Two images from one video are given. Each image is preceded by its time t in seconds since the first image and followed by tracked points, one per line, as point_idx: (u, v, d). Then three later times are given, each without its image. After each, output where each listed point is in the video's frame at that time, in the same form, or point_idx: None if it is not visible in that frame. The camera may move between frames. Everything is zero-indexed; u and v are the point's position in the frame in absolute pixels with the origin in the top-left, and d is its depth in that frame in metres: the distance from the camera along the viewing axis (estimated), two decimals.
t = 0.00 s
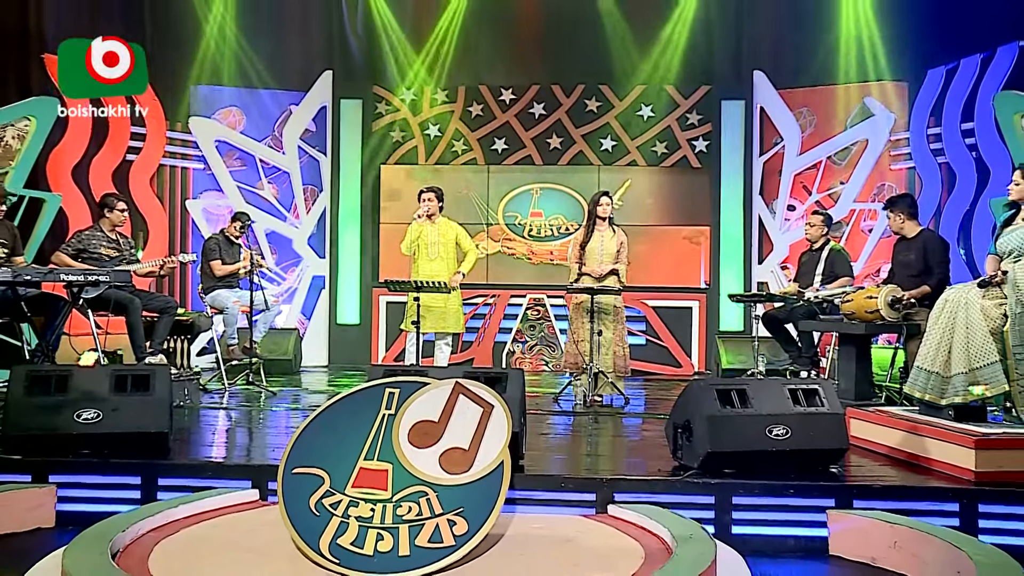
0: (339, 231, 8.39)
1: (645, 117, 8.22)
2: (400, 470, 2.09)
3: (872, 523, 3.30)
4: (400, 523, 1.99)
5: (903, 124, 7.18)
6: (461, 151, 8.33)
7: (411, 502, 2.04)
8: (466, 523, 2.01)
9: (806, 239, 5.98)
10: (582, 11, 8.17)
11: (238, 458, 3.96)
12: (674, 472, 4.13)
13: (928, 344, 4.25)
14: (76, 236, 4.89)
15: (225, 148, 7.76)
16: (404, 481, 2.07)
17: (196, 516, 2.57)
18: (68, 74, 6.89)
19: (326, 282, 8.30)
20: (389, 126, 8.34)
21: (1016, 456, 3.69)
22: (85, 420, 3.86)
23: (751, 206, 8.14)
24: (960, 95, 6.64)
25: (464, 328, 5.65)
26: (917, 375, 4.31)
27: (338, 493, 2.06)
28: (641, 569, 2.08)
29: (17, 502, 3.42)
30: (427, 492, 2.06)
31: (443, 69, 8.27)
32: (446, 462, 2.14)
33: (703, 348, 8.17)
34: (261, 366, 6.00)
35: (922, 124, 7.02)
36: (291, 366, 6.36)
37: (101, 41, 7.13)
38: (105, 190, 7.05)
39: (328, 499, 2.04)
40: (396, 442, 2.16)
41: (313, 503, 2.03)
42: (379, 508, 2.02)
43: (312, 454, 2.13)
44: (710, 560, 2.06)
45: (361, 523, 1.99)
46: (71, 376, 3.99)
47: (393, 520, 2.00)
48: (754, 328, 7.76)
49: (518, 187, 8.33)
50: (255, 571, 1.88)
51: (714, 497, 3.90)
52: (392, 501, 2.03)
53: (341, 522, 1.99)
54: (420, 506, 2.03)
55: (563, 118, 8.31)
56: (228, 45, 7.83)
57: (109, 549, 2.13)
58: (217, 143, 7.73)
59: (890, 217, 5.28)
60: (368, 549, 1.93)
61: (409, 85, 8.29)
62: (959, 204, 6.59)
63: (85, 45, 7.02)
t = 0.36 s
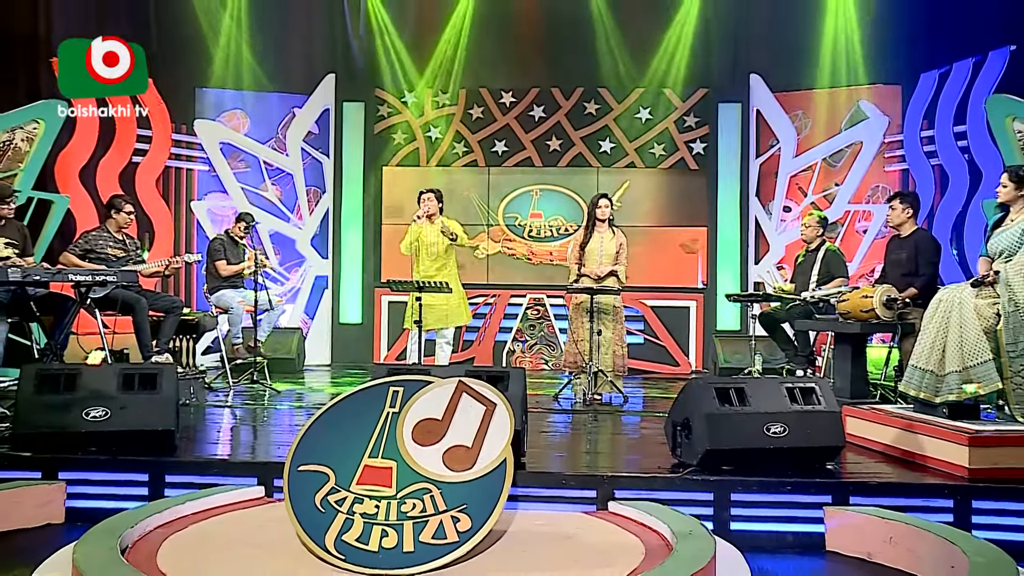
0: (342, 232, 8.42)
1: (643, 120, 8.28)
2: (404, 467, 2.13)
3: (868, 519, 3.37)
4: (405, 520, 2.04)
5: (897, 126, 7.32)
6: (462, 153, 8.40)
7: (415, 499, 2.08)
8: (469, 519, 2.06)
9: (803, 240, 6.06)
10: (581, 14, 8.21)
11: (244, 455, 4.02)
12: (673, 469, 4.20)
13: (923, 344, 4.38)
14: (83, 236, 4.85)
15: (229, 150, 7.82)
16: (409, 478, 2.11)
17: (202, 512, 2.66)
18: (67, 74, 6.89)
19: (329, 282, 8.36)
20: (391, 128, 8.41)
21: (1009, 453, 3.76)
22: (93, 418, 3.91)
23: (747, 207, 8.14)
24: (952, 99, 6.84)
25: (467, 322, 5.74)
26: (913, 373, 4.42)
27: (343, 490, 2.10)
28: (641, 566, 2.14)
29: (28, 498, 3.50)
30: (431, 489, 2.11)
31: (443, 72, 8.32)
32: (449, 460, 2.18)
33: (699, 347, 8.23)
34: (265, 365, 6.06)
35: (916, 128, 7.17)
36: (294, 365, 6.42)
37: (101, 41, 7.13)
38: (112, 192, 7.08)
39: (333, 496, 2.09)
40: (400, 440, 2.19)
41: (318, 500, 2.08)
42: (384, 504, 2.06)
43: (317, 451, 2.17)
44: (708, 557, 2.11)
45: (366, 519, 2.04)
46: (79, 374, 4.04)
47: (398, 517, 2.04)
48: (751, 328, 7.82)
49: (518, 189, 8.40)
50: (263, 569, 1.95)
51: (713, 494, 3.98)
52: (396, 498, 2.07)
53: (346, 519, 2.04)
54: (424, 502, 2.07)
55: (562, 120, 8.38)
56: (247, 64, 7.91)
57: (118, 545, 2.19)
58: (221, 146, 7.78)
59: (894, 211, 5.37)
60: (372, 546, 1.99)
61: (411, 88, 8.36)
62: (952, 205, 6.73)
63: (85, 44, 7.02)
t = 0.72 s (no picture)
0: (344, 233, 8.50)
1: (640, 123, 8.36)
2: (409, 464, 2.17)
3: (866, 515, 3.45)
4: (411, 516, 2.09)
5: (891, 128, 7.36)
6: (463, 155, 8.47)
7: (421, 496, 2.13)
8: (473, 515, 2.11)
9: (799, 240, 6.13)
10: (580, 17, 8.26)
11: (249, 453, 4.07)
12: (673, 466, 4.28)
13: (918, 343, 4.43)
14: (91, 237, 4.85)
15: (234, 152, 7.88)
16: (414, 475, 2.15)
17: (211, 509, 2.74)
18: (67, 75, 6.81)
19: (332, 282, 8.42)
20: (393, 130, 8.49)
21: (1004, 450, 3.83)
22: (101, 416, 3.95)
23: (743, 208, 8.24)
24: (944, 103, 6.80)
25: (466, 319, 5.84)
26: (909, 372, 4.47)
27: (349, 487, 2.15)
28: (643, 561, 2.20)
29: (39, 495, 3.55)
30: (436, 486, 2.15)
31: (444, 76, 8.39)
32: (454, 457, 2.21)
33: (697, 346, 8.30)
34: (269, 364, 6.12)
35: (910, 131, 7.18)
36: (297, 363, 6.48)
37: (100, 40, 7.06)
38: (119, 194, 7.08)
39: (340, 493, 2.14)
40: (406, 438, 2.23)
41: (325, 496, 2.13)
42: (389, 501, 2.10)
43: (324, 448, 2.22)
44: (710, 553, 2.19)
45: (372, 516, 2.08)
46: (88, 373, 4.09)
47: (403, 513, 2.09)
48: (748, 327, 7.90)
49: (517, 191, 8.46)
50: (274, 564, 2.02)
51: (712, 490, 4.05)
52: (402, 494, 2.12)
53: (352, 515, 2.09)
54: (430, 499, 2.12)
55: (561, 123, 8.45)
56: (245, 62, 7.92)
57: (128, 540, 2.26)
58: (226, 148, 7.84)
59: (888, 214, 5.51)
60: (379, 542, 2.04)
61: (413, 91, 8.42)
62: (944, 207, 6.73)
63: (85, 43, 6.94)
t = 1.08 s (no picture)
0: (346, 234, 8.52)
1: (638, 125, 8.44)
2: (415, 461, 2.21)
3: (864, 511, 3.53)
4: (417, 513, 2.11)
5: (883, 131, 7.47)
6: (463, 156, 8.52)
7: (427, 493, 2.16)
8: (478, 512, 2.15)
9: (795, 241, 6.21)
10: (578, 21, 8.31)
11: (253, 450, 4.11)
12: (673, 463, 4.35)
13: (914, 342, 4.51)
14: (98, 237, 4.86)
15: (237, 154, 7.94)
16: (420, 473, 2.18)
17: (219, 506, 2.79)
18: (67, 75, 6.72)
19: (334, 282, 8.48)
20: (394, 132, 8.53)
21: (998, 447, 3.91)
22: (110, 414, 4.00)
23: (739, 209, 8.29)
24: (937, 105, 6.89)
25: (466, 320, 5.89)
26: (904, 370, 4.53)
27: (356, 484, 2.19)
28: (648, 556, 2.27)
29: (50, 491, 3.61)
30: (442, 484, 2.18)
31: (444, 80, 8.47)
32: (459, 455, 2.25)
33: (693, 345, 8.37)
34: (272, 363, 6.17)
35: (902, 132, 7.27)
36: (300, 362, 6.53)
37: (100, 39, 7.04)
38: (125, 195, 7.10)
39: (347, 489, 2.18)
40: (411, 436, 2.27)
41: (333, 493, 2.18)
42: (396, 498, 2.14)
43: (331, 446, 2.26)
44: (713, 549, 2.26)
45: (378, 513, 2.11)
46: (96, 371, 4.13)
47: (410, 510, 2.12)
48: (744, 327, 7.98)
49: (516, 192, 8.52)
50: (285, 558, 2.06)
51: (712, 487, 4.13)
52: (408, 491, 2.15)
53: (360, 512, 2.13)
54: (436, 496, 2.16)
55: (559, 125, 8.52)
56: (231, 52, 7.93)
57: (139, 537, 2.31)
58: (230, 150, 7.91)
59: (883, 215, 5.60)
60: (386, 538, 2.06)
61: (414, 93, 8.49)
62: (937, 208, 6.82)
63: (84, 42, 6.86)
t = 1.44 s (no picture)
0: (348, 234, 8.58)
1: (635, 127, 8.53)
2: (422, 459, 2.19)
3: (864, 509, 3.60)
4: (424, 510, 2.11)
5: (877, 134, 7.58)
6: (463, 158, 8.57)
7: (433, 490, 2.15)
8: (485, 510, 2.13)
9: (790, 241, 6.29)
10: (577, 23, 8.37)
11: (257, 448, 4.15)
12: (674, 461, 4.42)
13: (909, 341, 4.60)
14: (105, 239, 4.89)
15: (240, 156, 7.94)
16: (427, 470, 2.17)
17: (227, 503, 2.84)
18: (67, 74, 6.45)
19: (336, 282, 8.52)
20: (395, 135, 8.62)
21: (990, 444, 4.03)
22: (119, 412, 4.04)
23: (735, 211, 8.39)
24: (929, 110, 6.98)
25: (468, 323, 5.97)
26: (900, 368, 4.61)
27: (364, 481, 2.17)
28: (649, 552, 2.33)
29: (59, 488, 3.64)
30: (449, 481, 2.16)
31: (445, 83, 8.55)
32: (466, 453, 2.24)
33: (690, 344, 8.45)
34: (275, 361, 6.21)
35: (896, 135, 7.36)
36: (303, 361, 6.57)
37: (100, 37, 6.75)
38: (130, 195, 6.96)
39: (355, 487, 2.17)
40: (418, 434, 2.25)
41: (340, 490, 2.16)
42: (403, 496, 2.13)
43: (339, 444, 2.25)
44: (714, 546, 2.32)
45: (386, 510, 2.10)
46: (105, 370, 4.18)
47: (417, 507, 2.11)
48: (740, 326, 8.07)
49: (516, 194, 8.57)
50: (294, 551, 2.11)
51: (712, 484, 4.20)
52: (415, 489, 2.14)
53: (367, 509, 2.11)
54: (443, 494, 2.14)
55: (558, 128, 8.58)
56: (230, 59, 7.92)
57: (150, 533, 2.36)
58: (233, 152, 7.90)
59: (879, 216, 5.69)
60: (393, 535, 2.05)
61: (415, 95, 8.59)
62: (928, 211, 6.88)
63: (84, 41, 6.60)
